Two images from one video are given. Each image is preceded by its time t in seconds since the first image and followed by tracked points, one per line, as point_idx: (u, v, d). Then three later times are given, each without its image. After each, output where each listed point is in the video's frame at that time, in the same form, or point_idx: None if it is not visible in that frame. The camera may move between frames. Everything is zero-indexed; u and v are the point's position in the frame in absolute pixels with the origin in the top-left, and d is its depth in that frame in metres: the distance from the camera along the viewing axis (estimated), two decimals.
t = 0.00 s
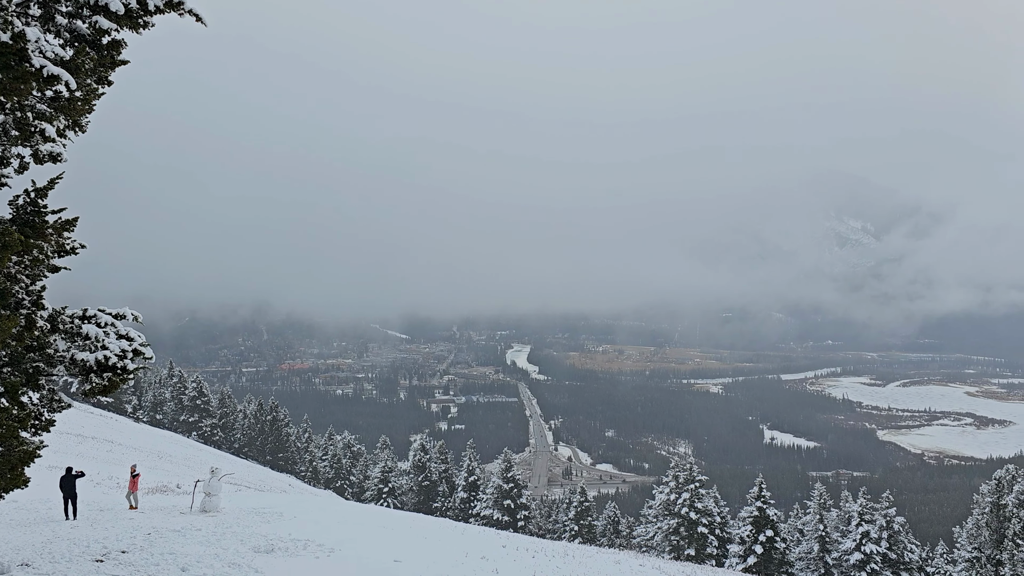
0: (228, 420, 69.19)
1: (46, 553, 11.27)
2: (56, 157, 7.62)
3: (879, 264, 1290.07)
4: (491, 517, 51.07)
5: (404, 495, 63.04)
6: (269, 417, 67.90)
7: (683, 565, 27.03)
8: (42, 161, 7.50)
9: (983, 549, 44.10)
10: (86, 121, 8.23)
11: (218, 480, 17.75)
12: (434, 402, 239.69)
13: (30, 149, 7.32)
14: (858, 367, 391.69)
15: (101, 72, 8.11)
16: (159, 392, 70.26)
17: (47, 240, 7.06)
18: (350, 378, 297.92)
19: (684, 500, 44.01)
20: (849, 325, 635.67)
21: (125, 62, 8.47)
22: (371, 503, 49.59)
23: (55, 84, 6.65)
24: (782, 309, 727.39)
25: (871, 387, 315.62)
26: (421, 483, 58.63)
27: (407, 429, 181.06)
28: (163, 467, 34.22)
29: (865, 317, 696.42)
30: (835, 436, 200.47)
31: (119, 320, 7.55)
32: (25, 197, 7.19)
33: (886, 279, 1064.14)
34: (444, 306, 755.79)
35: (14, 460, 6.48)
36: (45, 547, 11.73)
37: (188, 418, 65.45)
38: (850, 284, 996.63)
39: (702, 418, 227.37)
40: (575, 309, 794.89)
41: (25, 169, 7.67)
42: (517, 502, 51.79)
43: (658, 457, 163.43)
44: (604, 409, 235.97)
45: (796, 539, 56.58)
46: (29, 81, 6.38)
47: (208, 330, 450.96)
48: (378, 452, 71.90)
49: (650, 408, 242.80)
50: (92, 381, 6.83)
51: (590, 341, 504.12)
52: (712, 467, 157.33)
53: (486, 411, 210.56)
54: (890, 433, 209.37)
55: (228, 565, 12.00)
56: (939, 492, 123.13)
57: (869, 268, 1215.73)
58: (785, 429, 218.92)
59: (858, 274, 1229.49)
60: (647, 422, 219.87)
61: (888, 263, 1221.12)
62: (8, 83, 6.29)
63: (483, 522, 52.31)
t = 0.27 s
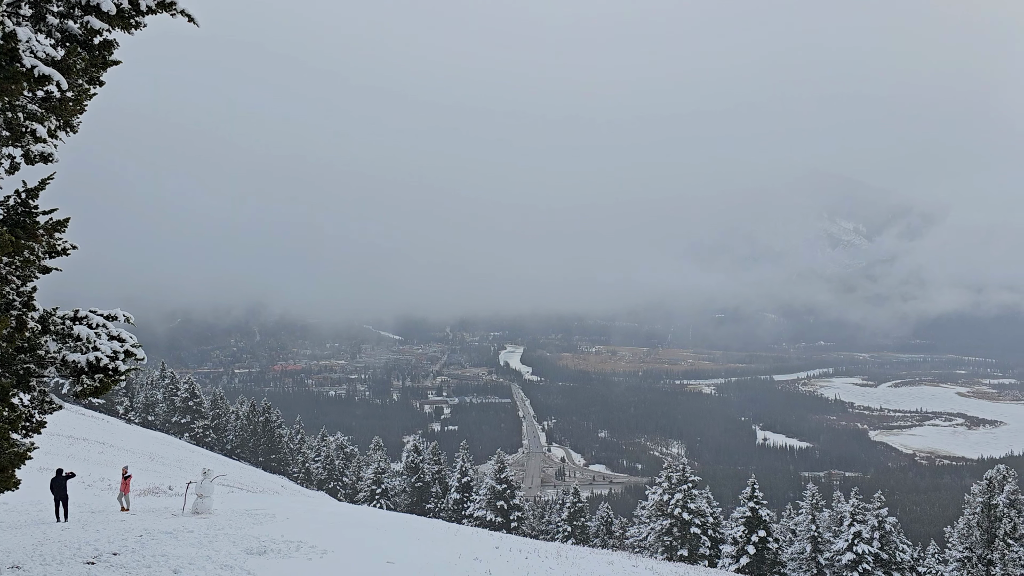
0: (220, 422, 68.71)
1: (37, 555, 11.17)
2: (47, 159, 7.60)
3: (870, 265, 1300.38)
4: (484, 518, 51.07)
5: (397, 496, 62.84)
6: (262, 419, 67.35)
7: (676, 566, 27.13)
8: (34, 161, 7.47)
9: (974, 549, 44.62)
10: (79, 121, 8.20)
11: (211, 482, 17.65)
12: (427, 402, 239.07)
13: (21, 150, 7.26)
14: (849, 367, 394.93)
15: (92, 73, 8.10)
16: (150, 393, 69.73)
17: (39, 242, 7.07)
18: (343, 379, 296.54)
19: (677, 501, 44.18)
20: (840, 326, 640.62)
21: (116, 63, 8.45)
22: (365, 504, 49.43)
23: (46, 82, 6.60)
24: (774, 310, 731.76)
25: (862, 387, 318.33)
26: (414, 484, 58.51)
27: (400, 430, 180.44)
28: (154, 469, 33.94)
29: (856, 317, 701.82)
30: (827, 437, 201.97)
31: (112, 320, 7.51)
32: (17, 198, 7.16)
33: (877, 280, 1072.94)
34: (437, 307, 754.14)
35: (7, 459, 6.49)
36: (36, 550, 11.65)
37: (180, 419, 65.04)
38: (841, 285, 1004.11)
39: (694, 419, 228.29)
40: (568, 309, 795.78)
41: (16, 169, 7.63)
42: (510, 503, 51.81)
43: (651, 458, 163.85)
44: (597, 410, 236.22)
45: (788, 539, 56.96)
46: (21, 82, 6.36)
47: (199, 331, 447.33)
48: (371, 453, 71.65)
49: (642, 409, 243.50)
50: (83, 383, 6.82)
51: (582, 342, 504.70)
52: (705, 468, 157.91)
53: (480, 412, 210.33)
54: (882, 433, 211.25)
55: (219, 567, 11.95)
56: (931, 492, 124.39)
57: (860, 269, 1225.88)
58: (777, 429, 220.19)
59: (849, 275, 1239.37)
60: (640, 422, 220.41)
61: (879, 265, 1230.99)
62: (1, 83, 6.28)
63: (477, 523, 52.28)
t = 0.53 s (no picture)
0: (211, 423, 68.28)
1: (25, 559, 11.04)
2: (37, 160, 7.56)
3: (860, 266, 1312.01)
4: (477, 519, 51.06)
5: (389, 498, 62.71)
6: (254, 420, 67.01)
7: (668, 566, 27.26)
8: (24, 162, 7.42)
9: (964, 549, 45.16)
10: (70, 121, 8.18)
11: (202, 483, 17.54)
12: (419, 404, 238.23)
13: (10, 150, 7.23)
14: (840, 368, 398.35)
15: (84, 74, 8.08)
16: (142, 395, 69.39)
17: (26, 242, 7.02)
18: (335, 380, 294.94)
19: (669, 502, 44.39)
20: (831, 327, 645.73)
21: (108, 63, 8.44)
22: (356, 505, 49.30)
23: (35, 82, 6.57)
24: (765, 311, 736.49)
25: (853, 388, 321.01)
26: (406, 485, 58.44)
27: (392, 432, 179.45)
28: (146, 471, 33.68)
29: (847, 317, 707.07)
30: (818, 437, 203.68)
31: (102, 323, 7.47)
32: (4, 197, 7.10)
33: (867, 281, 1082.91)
34: (429, 308, 752.15)
35: None
36: (24, 553, 11.53)
37: (171, 421, 64.60)
38: (831, 286, 1012.58)
39: (686, 419, 229.25)
40: (561, 311, 796.93)
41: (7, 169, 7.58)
42: (502, 504, 51.78)
43: (643, 459, 164.35)
44: (589, 411, 236.45)
45: (781, 539, 57.29)
46: (12, 80, 6.30)
47: (189, 332, 443.86)
48: (364, 454, 71.36)
49: (634, 410, 244.36)
50: (75, 385, 6.79)
51: (575, 343, 505.32)
52: (697, 468, 158.54)
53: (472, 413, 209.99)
54: (873, 433, 213.12)
55: (212, 571, 11.83)
56: (921, 492, 125.72)
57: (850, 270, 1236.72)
58: (768, 430, 221.61)
59: (839, 276, 1250.29)
60: (633, 423, 220.99)
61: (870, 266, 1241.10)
62: None
63: (469, 524, 52.31)
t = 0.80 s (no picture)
0: (201, 425, 67.64)
1: (11, 561, 10.91)
2: (26, 159, 7.49)
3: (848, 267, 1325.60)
4: (469, 520, 50.98)
5: (380, 499, 62.49)
6: (244, 421, 66.47)
7: (659, 566, 27.34)
8: (12, 163, 7.39)
9: (953, 548, 45.70)
10: (57, 121, 8.11)
11: (192, 485, 17.40)
12: (410, 405, 237.34)
13: None
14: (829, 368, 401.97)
15: (73, 74, 8.05)
16: (131, 396, 68.67)
17: (15, 245, 7.01)
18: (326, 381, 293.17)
19: (660, 502, 44.57)
20: (820, 327, 652.01)
21: (96, 63, 8.38)
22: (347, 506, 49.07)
23: (23, 83, 6.53)
24: (755, 312, 741.97)
25: (843, 388, 324.03)
26: (397, 486, 58.29)
27: (383, 433, 178.75)
28: (136, 473, 33.32)
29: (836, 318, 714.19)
30: (808, 437, 205.40)
31: (89, 325, 7.41)
32: None
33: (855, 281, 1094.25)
34: (421, 309, 749.92)
35: None
36: (9, 556, 11.37)
37: (161, 422, 63.89)
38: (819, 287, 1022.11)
39: (678, 420, 230.24)
40: (553, 312, 798.24)
41: None
42: (494, 505, 51.79)
43: (634, 459, 164.78)
44: (580, 412, 236.89)
45: (771, 539, 57.76)
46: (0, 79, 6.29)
47: (178, 332, 439.53)
48: (355, 455, 71.04)
49: (625, 410, 245.14)
50: (61, 387, 6.78)
51: (566, 344, 506.03)
52: (688, 469, 159.22)
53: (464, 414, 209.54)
54: (863, 433, 215.20)
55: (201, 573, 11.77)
56: (911, 491, 127.10)
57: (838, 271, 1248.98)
58: (758, 430, 223.20)
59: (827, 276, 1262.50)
60: (626, 424, 221.65)
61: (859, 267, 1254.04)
62: None
63: (460, 525, 52.20)
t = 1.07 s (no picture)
0: (190, 426, 67.08)
1: None
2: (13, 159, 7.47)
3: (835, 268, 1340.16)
4: (458, 521, 50.94)
5: (369, 500, 62.28)
6: (233, 422, 65.91)
7: (649, 566, 27.47)
8: None
9: (940, 547, 46.32)
10: (43, 121, 8.09)
11: (182, 486, 17.26)
12: (400, 405, 236.37)
13: None
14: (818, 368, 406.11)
15: (59, 72, 8.02)
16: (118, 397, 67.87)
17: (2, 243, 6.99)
18: (315, 382, 291.16)
19: (650, 502, 44.86)
20: (808, 327, 658.87)
21: (83, 63, 8.35)
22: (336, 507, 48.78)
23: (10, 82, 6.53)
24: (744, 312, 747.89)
25: (833, 388, 327.38)
26: (387, 487, 58.15)
27: (373, 433, 177.94)
28: (123, 474, 32.90)
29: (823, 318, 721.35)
30: (797, 437, 207.39)
31: (76, 325, 7.39)
32: None
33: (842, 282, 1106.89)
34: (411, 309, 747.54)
35: None
36: None
37: (149, 423, 63.15)
38: (807, 288, 1032.46)
39: (668, 420, 231.46)
40: (544, 312, 799.55)
41: None
42: (484, 506, 51.73)
43: (623, 459, 165.39)
44: (570, 412, 237.24)
45: (760, 538, 58.21)
46: None
47: (165, 333, 434.59)
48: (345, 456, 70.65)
49: (615, 411, 246.10)
50: (48, 387, 6.80)
51: (557, 344, 506.89)
52: (677, 469, 160.08)
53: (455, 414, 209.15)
54: (852, 433, 217.51)
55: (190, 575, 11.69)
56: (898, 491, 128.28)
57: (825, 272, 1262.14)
58: (747, 430, 225.04)
59: (815, 277, 1275.66)
60: (616, 424, 222.33)
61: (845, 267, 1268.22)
62: None
63: (450, 526, 52.14)
